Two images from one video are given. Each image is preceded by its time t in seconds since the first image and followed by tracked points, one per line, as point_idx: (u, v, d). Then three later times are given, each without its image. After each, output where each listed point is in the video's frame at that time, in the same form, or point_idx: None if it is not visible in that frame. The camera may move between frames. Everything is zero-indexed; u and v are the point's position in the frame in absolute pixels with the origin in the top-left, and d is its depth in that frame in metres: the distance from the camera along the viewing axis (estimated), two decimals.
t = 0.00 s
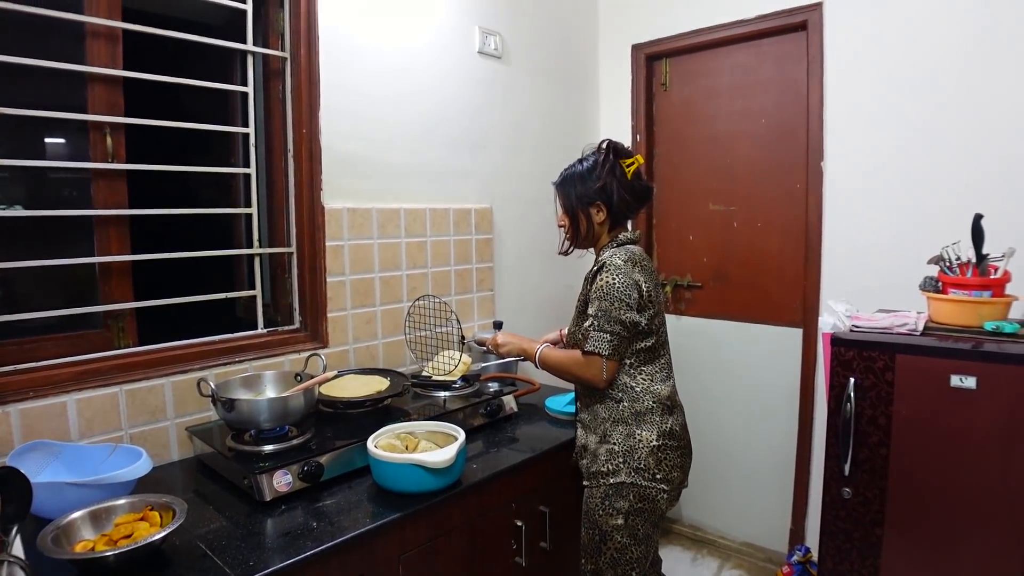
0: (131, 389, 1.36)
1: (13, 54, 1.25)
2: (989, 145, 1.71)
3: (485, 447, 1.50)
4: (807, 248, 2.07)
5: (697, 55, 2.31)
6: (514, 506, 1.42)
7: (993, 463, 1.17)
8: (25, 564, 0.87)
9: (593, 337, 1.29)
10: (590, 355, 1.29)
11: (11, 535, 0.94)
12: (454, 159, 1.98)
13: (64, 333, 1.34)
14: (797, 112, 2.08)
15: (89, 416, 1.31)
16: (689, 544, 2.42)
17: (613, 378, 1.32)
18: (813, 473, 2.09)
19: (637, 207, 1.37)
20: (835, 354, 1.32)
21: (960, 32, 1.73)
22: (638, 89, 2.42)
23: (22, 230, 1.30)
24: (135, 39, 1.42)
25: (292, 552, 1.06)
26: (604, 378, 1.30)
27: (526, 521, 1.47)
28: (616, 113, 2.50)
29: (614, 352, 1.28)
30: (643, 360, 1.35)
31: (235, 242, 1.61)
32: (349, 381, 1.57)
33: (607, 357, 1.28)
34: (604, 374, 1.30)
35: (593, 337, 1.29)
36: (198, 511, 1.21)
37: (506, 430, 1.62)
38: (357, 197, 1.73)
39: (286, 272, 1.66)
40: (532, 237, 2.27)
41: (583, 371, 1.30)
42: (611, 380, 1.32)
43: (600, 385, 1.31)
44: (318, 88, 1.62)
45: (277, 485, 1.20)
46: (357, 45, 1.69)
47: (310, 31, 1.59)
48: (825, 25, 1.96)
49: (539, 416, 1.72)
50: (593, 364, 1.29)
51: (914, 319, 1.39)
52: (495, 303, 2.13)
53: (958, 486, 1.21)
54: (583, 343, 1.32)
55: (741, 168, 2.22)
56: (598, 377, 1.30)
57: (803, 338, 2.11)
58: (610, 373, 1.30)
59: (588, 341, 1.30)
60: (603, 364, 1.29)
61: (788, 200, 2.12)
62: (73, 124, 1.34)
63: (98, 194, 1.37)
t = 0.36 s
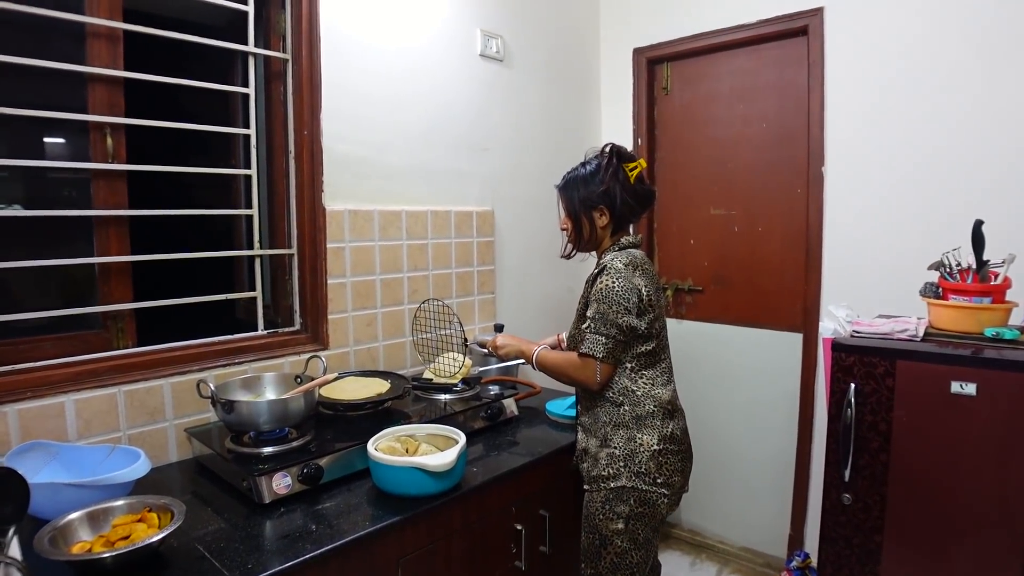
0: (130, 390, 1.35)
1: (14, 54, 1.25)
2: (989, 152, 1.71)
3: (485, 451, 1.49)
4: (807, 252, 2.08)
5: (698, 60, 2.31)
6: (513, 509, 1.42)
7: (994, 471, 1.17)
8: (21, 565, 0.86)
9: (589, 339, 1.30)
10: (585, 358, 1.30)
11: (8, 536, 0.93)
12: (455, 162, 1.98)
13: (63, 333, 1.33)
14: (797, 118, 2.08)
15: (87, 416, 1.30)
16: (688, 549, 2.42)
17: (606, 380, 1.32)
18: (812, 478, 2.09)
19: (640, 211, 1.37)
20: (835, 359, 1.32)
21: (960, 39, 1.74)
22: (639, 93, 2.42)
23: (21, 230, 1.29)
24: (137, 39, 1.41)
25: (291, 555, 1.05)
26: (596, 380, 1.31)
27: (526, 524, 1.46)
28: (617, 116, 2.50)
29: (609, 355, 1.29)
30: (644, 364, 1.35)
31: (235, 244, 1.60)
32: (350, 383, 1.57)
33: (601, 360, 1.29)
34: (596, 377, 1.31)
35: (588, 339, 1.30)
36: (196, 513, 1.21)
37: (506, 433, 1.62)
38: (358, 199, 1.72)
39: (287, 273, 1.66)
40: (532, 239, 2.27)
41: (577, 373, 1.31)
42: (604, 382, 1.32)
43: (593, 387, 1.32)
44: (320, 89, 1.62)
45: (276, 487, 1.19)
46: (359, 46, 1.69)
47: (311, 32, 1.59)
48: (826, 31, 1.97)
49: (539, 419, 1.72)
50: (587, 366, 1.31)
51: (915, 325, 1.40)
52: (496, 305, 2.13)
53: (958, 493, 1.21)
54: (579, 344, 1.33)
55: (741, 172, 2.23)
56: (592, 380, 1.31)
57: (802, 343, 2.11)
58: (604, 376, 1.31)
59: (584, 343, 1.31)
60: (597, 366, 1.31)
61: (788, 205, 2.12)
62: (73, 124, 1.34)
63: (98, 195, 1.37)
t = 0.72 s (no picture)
0: (137, 390, 1.36)
1: (23, 56, 1.26)
2: (999, 153, 1.70)
3: (490, 451, 1.49)
4: (814, 254, 2.07)
5: (704, 60, 2.31)
6: (519, 511, 1.42)
7: (1003, 474, 1.16)
8: (29, 565, 0.85)
9: (593, 339, 1.29)
10: (589, 357, 1.29)
11: (15, 535, 0.93)
12: (461, 163, 1.98)
13: (71, 333, 1.34)
14: (805, 119, 2.07)
15: (94, 416, 1.31)
16: (693, 551, 2.41)
17: (611, 380, 1.31)
18: (819, 481, 2.08)
19: (646, 216, 1.37)
20: (843, 361, 1.32)
21: (969, 40, 1.73)
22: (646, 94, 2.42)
23: (29, 231, 1.30)
24: (145, 41, 1.42)
25: (297, 555, 1.06)
26: (601, 380, 1.30)
27: (531, 526, 1.46)
28: (623, 117, 2.50)
29: (613, 355, 1.28)
30: (649, 364, 1.34)
31: (242, 244, 1.61)
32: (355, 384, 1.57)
33: (605, 360, 1.28)
34: (602, 377, 1.29)
35: (592, 339, 1.29)
36: (203, 513, 1.21)
37: (512, 434, 1.61)
38: (364, 200, 1.73)
39: (292, 274, 1.66)
40: (538, 240, 2.27)
41: (581, 371, 1.30)
42: (609, 382, 1.31)
43: (596, 387, 1.31)
44: (327, 90, 1.62)
45: (282, 488, 1.19)
46: (365, 48, 1.69)
47: (319, 33, 1.60)
48: (834, 31, 1.96)
49: (544, 420, 1.72)
50: (592, 365, 1.29)
51: (923, 327, 1.39)
52: (501, 306, 2.13)
53: (967, 496, 1.20)
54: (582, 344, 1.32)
55: (748, 173, 2.22)
56: (595, 380, 1.30)
57: (809, 344, 2.10)
58: (608, 375, 1.30)
59: (588, 343, 1.30)
60: (602, 366, 1.29)
61: (794, 206, 2.11)
62: (82, 125, 1.34)
63: (106, 195, 1.37)
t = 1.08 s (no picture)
0: (142, 389, 1.36)
1: (29, 56, 1.26)
2: (1006, 154, 1.69)
3: (494, 452, 1.49)
4: (819, 255, 2.06)
5: (709, 61, 2.30)
6: (522, 511, 1.42)
7: (1010, 476, 1.16)
8: (33, 564, 0.85)
9: (604, 341, 1.27)
10: (599, 359, 1.28)
11: (20, 535, 0.93)
12: (465, 163, 1.97)
13: (75, 333, 1.34)
14: (810, 119, 2.07)
15: (99, 416, 1.31)
16: (697, 552, 2.41)
17: (622, 382, 1.30)
18: (823, 482, 2.07)
19: (652, 215, 1.37)
20: (848, 363, 1.31)
21: (975, 40, 1.72)
22: (650, 94, 2.41)
23: (35, 230, 1.30)
24: (150, 41, 1.42)
25: (300, 556, 1.06)
26: (613, 382, 1.28)
27: (535, 527, 1.46)
28: (627, 117, 2.50)
29: (624, 356, 1.27)
30: (654, 366, 1.34)
31: (246, 245, 1.61)
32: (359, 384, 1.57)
33: (617, 361, 1.27)
34: (614, 378, 1.28)
35: (602, 341, 1.27)
36: (207, 513, 1.21)
37: (516, 434, 1.61)
38: (368, 201, 1.73)
39: (296, 274, 1.66)
40: (542, 241, 2.27)
41: (592, 374, 1.29)
42: (620, 384, 1.30)
43: (608, 389, 1.29)
44: (331, 90, 1.62)
45: (285, 488, 1.19)
46: (370, 48, 1.70)
47: (324, 33, 1.60)
48: (839, 31, 1.96)
49: (548, 421, 1.72)
50: (603, 367, 1.28)
51: (929, 329, 1.38)
52: (505, 307, 2.13)
53: (973, 498, 1.19)
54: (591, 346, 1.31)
55: (752, 174, 2.21)
56: (608, 382, 1.28)
57: (813, 345, 2.09)
58: (619, 376, 1.29)
59: (597, 345, 1.28)
60: (613, 368, 1.28)
61: (799, 207, 2.11)
62: (87, 125, 1.35)
63: (112, 195, 1.38)
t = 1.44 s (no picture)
0: (148, 388, 1.36)
1: (36, 55, 1.27)
2: (1013, 152, 1.68)
3: (500, 452, 1.49)
4: (826, 255, 2.05)
5: (715, 60, 2.30)
6: (528, 511, 1.41)
7: (1020, 477, 1.15)
8: (41, 562, 0.85)
9: (616, 343, 1.26)
10: (612, 360, 1.27)
11: (28, 532, 0.94)
12: (470, 162, 1.97)
13: (82, 331, 1.34)
14: (817, 119, 2.06)
15: (106, 414, 1.31)
16: (702, 552, 2.40)
17: (636, 383, 1.30)
18: (829, 483, 2.06)
19: (658, 214, 1.36)
20: (856, 363, 1.30)
21: (983, 39, 1.71)
22: (656, 93, 2.41)
23: (42, 229, 1.30)
24: (157, 41, 1.43)
25: (306, 554, 1.06)
26: (627, 383, 1.28)
27: (540, 527, 1.46)
28: (632, 116, 2.49)
29: (638, 356, 1.27)
30: (663, 365, 1.34)
31: (252, 244, 1.61)
32: (365, 383, 1.57)
33: (631, 362, 1.26)
34: (628, 379, 1.28)
35: (615, 343, 1.26)
36: (213, 512, 1.21)
37: (521, 434, 1.61)
38: (374, 200, 1.73)
39: (302, 273, 1.66)
40: (547, 240, 2.26)
41: (605, 376, 1.28)
42: (634, 385, 1.30)
43: (621, 390, 1.29)
44: (337, 89, 1.62)
45: (291, 487, 1.19)
46: (375, 48, 1.70)
47: (330, 32, 1.60)
48: (847, 30, 1.95)
49: (554, 420, 1.72)
50: (616, 369, 1.27)
51: (937, 329, 1.37)
52: (511, 306, 2.12)
53: (981, 499, 1.19)
54: (603, 347, 1.29)
55: (759, 173, 2.21)
56: (621, 382, 1.28)
57: (820, 345, 2.08)
58: (633, 377, 1.29)
59: (610, 346, 1.27)
60: (627, 368, 1.28)
61: (806, 206, 2.10)
62: (94, 124, 1.35)
63: (118, 194, 1.38)
